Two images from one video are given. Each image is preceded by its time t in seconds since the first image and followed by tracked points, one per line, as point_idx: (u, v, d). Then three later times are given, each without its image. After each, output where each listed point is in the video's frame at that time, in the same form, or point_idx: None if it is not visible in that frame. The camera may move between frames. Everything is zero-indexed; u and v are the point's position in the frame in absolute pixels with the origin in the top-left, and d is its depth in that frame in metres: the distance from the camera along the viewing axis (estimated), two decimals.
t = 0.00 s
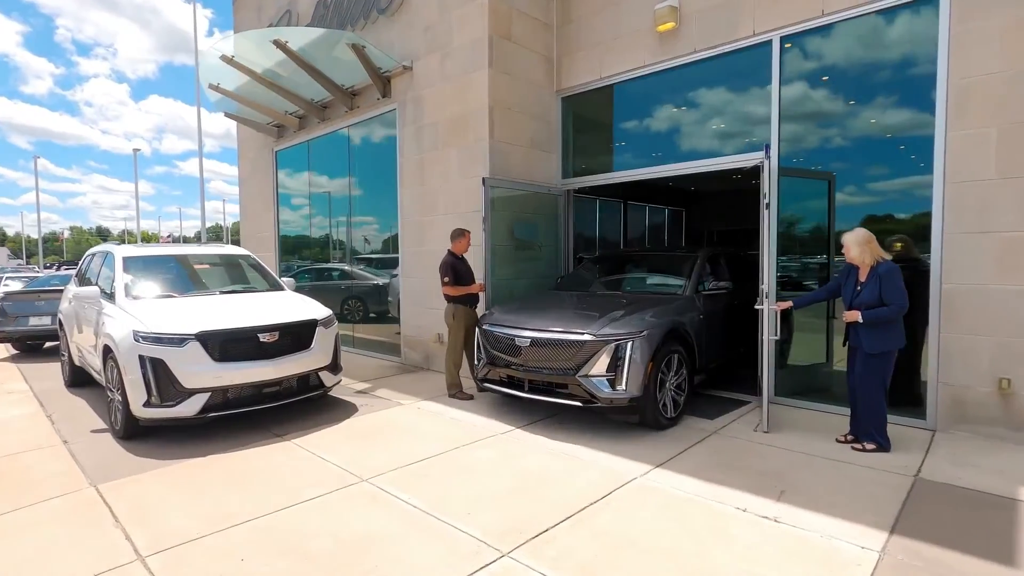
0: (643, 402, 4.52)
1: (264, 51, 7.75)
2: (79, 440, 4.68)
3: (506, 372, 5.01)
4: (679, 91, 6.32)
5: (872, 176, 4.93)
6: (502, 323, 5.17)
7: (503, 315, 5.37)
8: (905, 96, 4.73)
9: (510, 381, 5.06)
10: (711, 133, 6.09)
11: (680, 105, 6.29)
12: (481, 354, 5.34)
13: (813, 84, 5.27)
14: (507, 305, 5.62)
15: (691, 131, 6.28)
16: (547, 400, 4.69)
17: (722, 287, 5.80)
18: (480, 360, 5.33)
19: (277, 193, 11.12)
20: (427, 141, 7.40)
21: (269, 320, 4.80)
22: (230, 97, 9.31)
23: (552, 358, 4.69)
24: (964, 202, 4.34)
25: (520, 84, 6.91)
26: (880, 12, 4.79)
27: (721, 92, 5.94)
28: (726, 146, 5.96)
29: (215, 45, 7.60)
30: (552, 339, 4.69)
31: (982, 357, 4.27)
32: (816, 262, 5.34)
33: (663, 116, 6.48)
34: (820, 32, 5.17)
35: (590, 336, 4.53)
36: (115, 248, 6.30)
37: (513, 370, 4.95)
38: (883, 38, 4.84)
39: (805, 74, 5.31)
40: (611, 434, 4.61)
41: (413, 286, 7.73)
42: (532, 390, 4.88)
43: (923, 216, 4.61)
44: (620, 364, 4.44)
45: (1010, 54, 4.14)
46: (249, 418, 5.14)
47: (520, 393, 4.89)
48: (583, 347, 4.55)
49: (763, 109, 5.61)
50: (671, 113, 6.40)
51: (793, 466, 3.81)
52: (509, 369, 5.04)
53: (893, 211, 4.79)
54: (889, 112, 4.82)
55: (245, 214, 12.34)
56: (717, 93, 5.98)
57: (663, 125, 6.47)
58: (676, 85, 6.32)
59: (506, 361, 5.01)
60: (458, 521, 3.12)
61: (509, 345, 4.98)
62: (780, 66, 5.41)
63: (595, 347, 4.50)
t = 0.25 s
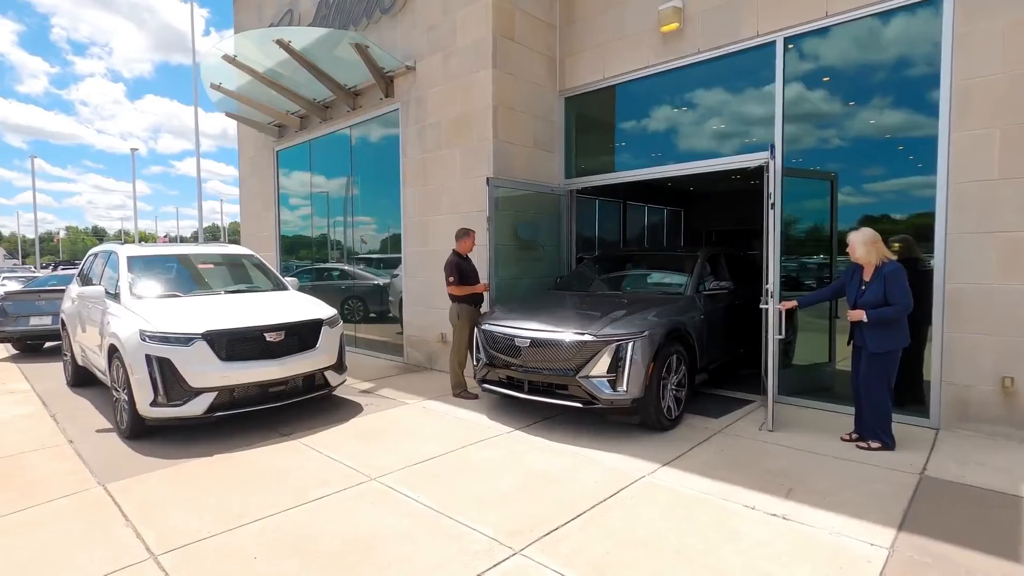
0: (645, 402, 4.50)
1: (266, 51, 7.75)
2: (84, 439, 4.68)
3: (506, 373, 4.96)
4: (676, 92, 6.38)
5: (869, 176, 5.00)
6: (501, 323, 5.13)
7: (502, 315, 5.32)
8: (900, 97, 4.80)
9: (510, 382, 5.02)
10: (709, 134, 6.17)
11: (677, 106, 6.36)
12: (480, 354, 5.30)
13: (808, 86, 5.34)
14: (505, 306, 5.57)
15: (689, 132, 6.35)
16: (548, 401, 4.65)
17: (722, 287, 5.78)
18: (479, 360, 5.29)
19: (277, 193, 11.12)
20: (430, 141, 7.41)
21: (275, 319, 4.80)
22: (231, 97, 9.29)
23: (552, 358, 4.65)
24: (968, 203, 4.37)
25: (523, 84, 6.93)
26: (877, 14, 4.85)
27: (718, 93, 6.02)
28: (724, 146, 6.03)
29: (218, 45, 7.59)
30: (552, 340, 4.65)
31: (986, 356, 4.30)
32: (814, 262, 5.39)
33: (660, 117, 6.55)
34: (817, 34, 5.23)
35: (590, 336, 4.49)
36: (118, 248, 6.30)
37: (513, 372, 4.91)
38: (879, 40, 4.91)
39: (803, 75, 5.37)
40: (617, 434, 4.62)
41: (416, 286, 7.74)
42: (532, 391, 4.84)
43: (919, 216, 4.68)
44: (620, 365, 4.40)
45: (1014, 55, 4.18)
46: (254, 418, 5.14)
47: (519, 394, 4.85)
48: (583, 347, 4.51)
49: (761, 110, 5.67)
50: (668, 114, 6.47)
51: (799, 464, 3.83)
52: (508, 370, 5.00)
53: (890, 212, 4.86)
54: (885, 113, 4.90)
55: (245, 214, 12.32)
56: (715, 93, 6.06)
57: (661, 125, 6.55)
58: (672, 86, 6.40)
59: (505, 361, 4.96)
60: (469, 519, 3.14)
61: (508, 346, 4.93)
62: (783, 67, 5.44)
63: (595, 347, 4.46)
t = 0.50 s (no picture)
0: (645, 404, 4.47)
1: (268, 51, 7.76)
2: (89, 439, 4.69)
3: (503, 375, 4.89)
4: (673, 94, 6.44)
5: (865, 177, 5.05)
6: (497, 323, 5.06)
7: (498, 316, 5.25)
8: (896, 98, 4.87)
9: (506, 383, 4.95)
10: (706, 134, 6.21)
11: (673, 107, 6.42)
12: (476, 355, 5.22)
13: (805, 87, 5.39)
14: (502, 307, 5.50)
15: (686, 132, 6.40)
16: (546, 403, 4.59)
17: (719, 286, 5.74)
18: (476, 361, 5.22)
19: (278, 193, 11.13)
20: (432, 141, 7.43)
21: (279, 319, 4.81)
22: (232, 97, 9.30)
23: (549, 359, 4.58)
24: (969, 203, 4.40)
25: (525, 85, 6.95)
26: (876, 16, 4.90)
27: (715, 93, 6.08)
28: (721, 146, 6.08)
29: (220, 45, 7.60)
30: (549, 340, 4.57)
31: (987, 355, 4.33)
32: (812, 261, 5.43)
33: (658, 117, 6.60)
34: (814, 35, 5.30)
35: (588, 337, 4.43)
36: (121, 248, 6.30)
37: (510, 373, 4.84)
38: (876, 40, 4.97)
39: (801, 76, 5.41)
40: (621, 433, 4.65)
41: (418, 286, 7.77)
42: (529, 392, 4.77)
43: (916, 216, 4.73)
44: (619, 366, 4.35)
45: (1014, 57, 4.21)
46: (259, 417, 5.16)
47: (516, 395, 4.78)
48: (580, 348, 4.45)
49: (757, 110, 5.73)
50: (665, 115, 6.53)
51: (803, 462, 3.86)
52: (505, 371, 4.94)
53: (885, 212, 4.92)
54: (882, 114, 4.96)
55: (246, 214, 12.32)
56: (712, 94, 6.13)
57: (658, 126, 6.61)
58: (669, 88, 6.45)
59: (501, 363, 4.88)
60: (477, 516, 3.16)
61: (505, 347, 4.87)
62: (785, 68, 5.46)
63: (593, 348, 4.41)
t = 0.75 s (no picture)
0: (644, 405, 4.39)
1: (270, 51, 7.77)
2: (94, 437, 4.70)
3: (499, 376, 4.79)
4: (671, 94, 6.48)
5: (863, 177, 5.09)
6: (493, 323, 4.95)
7: (494, 316, 5.14)
8: (894, 99, 4.92)
9: (503, 384, 4.85)
10: (705, 134, 6.25)
11: (672, 107, 6.46)
12: (472, 356, 5.12)
13: (802, 87, 5.44)
14: (497, 307, 5.40)
15: (685, 132, 6.43)
16: (542, 404, 4.50)
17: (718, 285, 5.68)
18: (471, 362, 5.11)
19: (279, 193, 11.14)
20: (434, 141, 7.45)
21: (284, 318, 4.83)
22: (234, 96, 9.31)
23: (546, 360, 4.48)
24: (969, 203, 4.43)
25: (527, 84, 6.97)
26: (874, 18, 4.95)
27: (714, 93, 6.13)
28: (719, 146, 6.12)
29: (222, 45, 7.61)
30: (546, 341, 4.47)
31: (988, 353, 4.37)
32: (812, 260, 5.45)
33: (656, 117, 6.65)
34: (813, 36, 5.34)
35: (585, 337, 4.34)
36: (125, 248, 6.32)
37: (506, 374, 4.74)
38: (874, 41, 5.01)
39: (799, 76, 5.45)
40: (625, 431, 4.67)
41: (420, 285, 7.79)
42: (526, 394, 4.67)
43: (914, 216, 4.78)
44: (617, 367, 4.26)
45: (1014, 57, 4.25)
46: (263, 416, 5.17)
47: (512, 396, 4.68)
48: (577, 349, 4.36)
49: (756, 110, 5.77)
50: (664, 116, 6.57)
51: (806, 460, 3.89)
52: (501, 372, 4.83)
53: (884, 213, 4.95)
54: (881, 114, 5.00)
55: (246, 214, 12.33)
56: (711, 95, 6.17)
57: (657, 126, 6.64)
58: (668, 88, 6.49)
59: (497, 363, 4.77)
60: (484, 513, 3.18)
61: (501, 348, 4.76)
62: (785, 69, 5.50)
63: (591, 349, 4.32)
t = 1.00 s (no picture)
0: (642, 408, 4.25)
1: (273, 50, 7.78)
2: (99, 435, 4.72)
3: (492, 378, 4.61)
4: (671, 94, 6.51)
5: (861, 178, 5.10)
6: (485, 324, 4.74)
7: (486, 315, 4.93)
8: (892, 100, 4.93)
9: (496, 387, 4.67)
10: (704, 134, 6.28)
11: (672, 107, 6.48)
12: (464, 357, 4.93)
13: (800, 88, 5.46)
14: (489, 306, 5.19)
15: (684, 132, 6.47)
16: (537, 407, 4.33)
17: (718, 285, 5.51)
18: (463, 363, 4.92)
19: (280, 192, 11.16)
20: (437, 141, 7.47)
21: (288, 316, 4.86)
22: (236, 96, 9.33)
23: (540, 362, 4.29)
24: (969, 203, 4.47)
25: (529, 84, 6.99)
26: (873, 18, 4.97)
27: (714, 93, 6.16)
28: (718, 146, 6.15)
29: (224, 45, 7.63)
30: (539, 343, 4.27)
31: (988, 352, 4.40)
32: (811, 259, 5.47)
33: (656, 117, 6.67)
34: (812, 36, 5.37)
35: (580, 339, 4.16)
36: (128, 246, 6.33)
37: (499, 376, 4.54)
38: (872, 41, 5.04)
39: (799, 76, 5.47)
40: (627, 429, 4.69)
41: (422, 284, 7.81)
42: (520, 397, 4.49)
43: (912, 216, 4.79)
44: (613, 369, 4.10)
45: (1015, 59, 4.27)
46: (267, 414, 5.19)
47: (506, 399, 4.51)
48: (572, 351, 4.18)
49: (755, 111, 5.81)
50: (664, 115, 6.60)
51: (808, 458, 3.92)
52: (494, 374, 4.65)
53: (882, 214, 4.96)
54: (879, 114, 5.02)
55: (247, 213, 12.35)
56: (710, 95, 6.20)
57: (656, 126, 6.67)
58: (668, 88, 6.52)
59: (490, 365, 4.58)
60: (489, 510, 3.20)
61: (493, 349, 4.56)
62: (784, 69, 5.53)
63: (586, 351, 4.14)
